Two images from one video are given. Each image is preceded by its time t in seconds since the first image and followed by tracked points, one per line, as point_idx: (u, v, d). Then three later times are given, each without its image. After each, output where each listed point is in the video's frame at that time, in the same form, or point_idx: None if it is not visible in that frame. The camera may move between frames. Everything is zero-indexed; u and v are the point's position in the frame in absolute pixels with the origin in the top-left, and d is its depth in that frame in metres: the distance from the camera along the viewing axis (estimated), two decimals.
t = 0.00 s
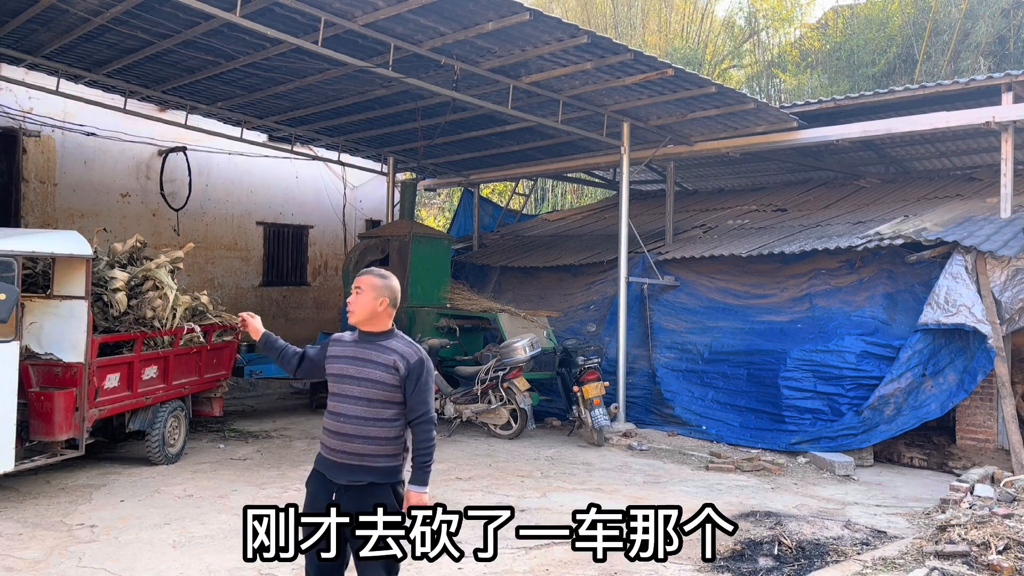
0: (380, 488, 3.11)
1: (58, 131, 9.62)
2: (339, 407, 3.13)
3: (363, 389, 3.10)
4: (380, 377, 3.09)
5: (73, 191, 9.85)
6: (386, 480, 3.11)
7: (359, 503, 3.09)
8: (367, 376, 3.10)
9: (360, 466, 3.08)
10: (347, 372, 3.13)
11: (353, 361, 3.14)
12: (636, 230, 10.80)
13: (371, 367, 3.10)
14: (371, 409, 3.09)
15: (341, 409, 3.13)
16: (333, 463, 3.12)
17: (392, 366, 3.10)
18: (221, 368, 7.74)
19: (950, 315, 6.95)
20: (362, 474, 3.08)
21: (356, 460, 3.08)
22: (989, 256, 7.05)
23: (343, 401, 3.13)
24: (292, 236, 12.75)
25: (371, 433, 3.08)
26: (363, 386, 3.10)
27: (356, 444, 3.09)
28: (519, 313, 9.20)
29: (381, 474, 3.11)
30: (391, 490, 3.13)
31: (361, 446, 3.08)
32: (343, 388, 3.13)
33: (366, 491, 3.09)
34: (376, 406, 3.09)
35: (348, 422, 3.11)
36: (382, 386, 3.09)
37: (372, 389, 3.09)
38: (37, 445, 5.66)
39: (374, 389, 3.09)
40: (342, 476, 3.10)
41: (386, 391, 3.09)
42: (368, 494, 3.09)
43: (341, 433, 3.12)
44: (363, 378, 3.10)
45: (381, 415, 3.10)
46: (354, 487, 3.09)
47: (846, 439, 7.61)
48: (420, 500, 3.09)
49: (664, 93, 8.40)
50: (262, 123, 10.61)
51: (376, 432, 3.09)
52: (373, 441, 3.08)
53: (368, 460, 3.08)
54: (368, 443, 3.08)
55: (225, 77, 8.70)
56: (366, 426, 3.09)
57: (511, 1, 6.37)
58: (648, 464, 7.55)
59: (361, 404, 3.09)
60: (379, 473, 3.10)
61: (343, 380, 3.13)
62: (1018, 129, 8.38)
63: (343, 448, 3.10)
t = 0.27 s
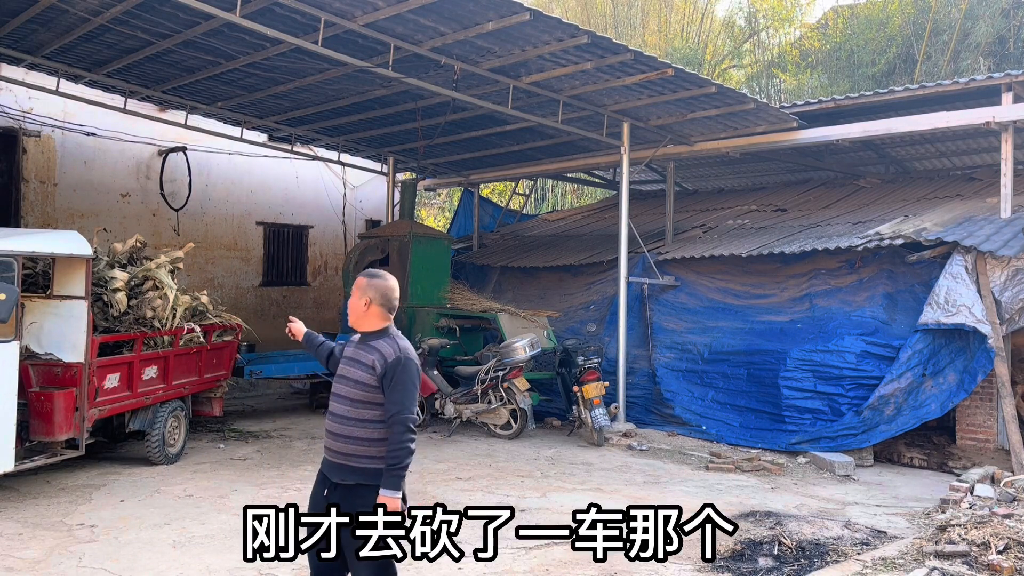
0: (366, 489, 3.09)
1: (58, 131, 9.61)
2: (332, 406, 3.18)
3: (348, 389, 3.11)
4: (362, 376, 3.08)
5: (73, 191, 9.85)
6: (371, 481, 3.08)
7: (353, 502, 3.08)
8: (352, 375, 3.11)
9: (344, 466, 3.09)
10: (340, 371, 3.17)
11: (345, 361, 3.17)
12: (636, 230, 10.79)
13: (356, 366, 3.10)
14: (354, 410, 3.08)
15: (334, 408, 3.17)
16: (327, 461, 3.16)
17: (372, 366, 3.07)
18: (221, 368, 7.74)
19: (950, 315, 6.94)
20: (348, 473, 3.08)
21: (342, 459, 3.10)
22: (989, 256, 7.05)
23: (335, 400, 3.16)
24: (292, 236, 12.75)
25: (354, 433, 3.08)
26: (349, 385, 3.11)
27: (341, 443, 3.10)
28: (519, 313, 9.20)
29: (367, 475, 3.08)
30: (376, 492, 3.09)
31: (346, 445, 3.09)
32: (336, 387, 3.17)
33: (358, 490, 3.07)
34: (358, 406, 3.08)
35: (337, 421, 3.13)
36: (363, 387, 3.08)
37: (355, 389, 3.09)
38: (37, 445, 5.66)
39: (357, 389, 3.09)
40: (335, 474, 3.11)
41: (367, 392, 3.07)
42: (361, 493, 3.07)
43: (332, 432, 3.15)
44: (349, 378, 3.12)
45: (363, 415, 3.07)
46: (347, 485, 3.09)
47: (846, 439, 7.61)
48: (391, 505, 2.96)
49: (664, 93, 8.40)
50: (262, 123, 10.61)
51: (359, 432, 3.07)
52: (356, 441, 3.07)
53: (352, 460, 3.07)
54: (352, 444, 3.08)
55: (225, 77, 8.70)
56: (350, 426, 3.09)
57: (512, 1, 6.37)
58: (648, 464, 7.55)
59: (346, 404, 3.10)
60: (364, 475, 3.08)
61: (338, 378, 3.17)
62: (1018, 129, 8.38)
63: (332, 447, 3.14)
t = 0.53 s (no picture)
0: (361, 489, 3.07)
1: (58, 131, 9.61)
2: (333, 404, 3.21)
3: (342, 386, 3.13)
4: (353, 374, 3.09)
5: (73, 191, 9.85)
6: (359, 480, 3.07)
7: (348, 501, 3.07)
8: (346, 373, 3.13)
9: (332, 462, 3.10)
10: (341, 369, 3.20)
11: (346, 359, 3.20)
12: (636, 230, 10.79)
13: (350, 364, 3.12)
14: (346, 408, 3.10)
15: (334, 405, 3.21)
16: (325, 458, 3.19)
17: (362, 364, 3.08)
18: (221, 368, 7.74)
19: (950, 315, 6.95)
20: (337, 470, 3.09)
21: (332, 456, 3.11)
22: (989, 256, 7.05)
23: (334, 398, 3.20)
24: (292, 235, 12.75)
25: (346, 431, 3.09)
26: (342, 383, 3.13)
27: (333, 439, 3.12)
28: (519, 313, 9.19)
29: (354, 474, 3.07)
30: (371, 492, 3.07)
31: (337, 443, 3.11)
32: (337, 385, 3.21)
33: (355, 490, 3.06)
34: (349, 404, 3.09)
35: (332, 417, 3.16)
36: (355, 385, 3.08)
37: (349, 388, 3.10)
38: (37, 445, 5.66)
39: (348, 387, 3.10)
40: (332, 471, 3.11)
41: (358, 390, 3.08)
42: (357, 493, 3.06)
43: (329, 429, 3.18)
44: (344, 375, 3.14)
45: (354, 413, 3.08)
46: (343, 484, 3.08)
47: (846, 439, 7.61)
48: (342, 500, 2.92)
49: (664, 93, 8.40)
50: (261, 123, 10.61)
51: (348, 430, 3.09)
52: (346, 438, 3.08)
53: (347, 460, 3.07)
54: (347, 443, 3.08)
55: (225, 77, 8.70)
56: (341, 422, 3.10)
57: (512, 1, 6.37)
58: (648, 464, 7.54)
59: (339, 402, 3.12)
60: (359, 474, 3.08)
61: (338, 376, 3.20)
62: (1018, 129, 8.38)
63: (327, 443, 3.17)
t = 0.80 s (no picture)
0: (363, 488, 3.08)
1: (58, 131, 9.61)
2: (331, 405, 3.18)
3: (345, 386, 3.12)
4: (359, 374, 3.09)
5: (73, 191, 9.85)
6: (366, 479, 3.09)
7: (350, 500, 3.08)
8: (349, 373, 3.11)
9: (339, 463, 3.10)
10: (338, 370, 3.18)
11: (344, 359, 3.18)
12: (636, 230, 10.79)
13: (354, 364, 3.11)
14: (351, 407, 3.09)
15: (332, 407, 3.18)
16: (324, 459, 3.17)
17: (369, 364, 3.08)
18: (221, 368, 7.74)
19: (950, 315, 6.95)
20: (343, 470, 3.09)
21: (337, 457, 3.11)
22: (989, 256, 7.05)
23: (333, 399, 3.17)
24: (292, 235, 12.75)
25: (352, 430, 3.09)
26: (346, 383, 3.12)
27: (338, 440, 3.11)
28: (519, 314, 9.19)
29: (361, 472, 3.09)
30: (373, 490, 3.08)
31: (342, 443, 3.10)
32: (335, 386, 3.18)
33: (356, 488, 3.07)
34: (355, 404, 3.09)
35: (334, 418, 3.14)
36: (360, 384, 3.08)
37: (352, 387, 3.10)
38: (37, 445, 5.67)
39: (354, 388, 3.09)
40: (332, 471, 3.11)
41: (364, 390, 3.08)
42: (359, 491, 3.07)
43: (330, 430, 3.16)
44: (346, 375, 3.12)
45: (360, 412, 3.09)
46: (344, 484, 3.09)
47: (846, 439, 7.61)
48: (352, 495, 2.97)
49: (664, 93, 8.40)
50: (262, 123, 10.61)
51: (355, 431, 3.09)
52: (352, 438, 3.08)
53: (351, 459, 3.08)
54: (351, 442, 3.08)
55: (225, 77, 8.70)
56: (347, 423, 3.10)
57: (512, 1, 6.37)
58: (648, 464, 7.54)
59: (343, 402, 3.11)
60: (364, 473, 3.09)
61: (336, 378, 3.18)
62: (1018, 129, 8.38)
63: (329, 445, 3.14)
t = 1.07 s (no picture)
0: (369, 488, 3.11)
1: (58, 131, 9.61)
2: (335, 409, 3.16)
3: (355, 388, 3.12)
4: (371, 375, 3.10)
5: (73, 191, 9.85)
6: (379, 479, 3.11)
7: (354, 501, 3.09)
8: (359, 375, 3.12)
9: (351, 465, 3.09)
10: (342, 372, 3.16)
11: (348, 362, 3.17)
12: (636, 230, 10.79)
13: (363, 365, 3.12)
14: (363, 408, 3.10)
15: (336, 410, 3.16)
16: (328, 463, 3.14)
17: (380, 364, 3.10)
18: (221, 368, 7.74)
19: (950, 315, 6.94)
20: (354, 472, 3.09)
21: (349, 458, 3.10)
22: (989, 256, 7.05)
23: (338, 402, 3.15)
24: (292, 235, 12.75)
25: (364, 431, 3.09)
26: (355, 385, 3.12)
27: (349, 442, 3.10)
28: (519, 313, 9.19)
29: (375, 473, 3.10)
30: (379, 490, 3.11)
31: (354, 445, 3.09)
32: (339, 389, 3.16)
33: (360, 489, 3.09)
34: (366, 404, 3.10)
35: (342, 420, 3.13)
36: (371, 385, 3.10)
37: (362, 388, 3.10)
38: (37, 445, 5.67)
39: (365, 388, 3.10)
40: (336, 473, 3.11)
41: (376, 390, 3.09)
42: (363, 492, 3.09)
43: (336, 433, 3.14)
44: (355, 377, 3.12)
45: (371, 413, 3.10)
46: (348, 485, 3.09)
47: (846, 439, 7.61)
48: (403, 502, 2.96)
49: (664, 93, 8.40)
50: (262, 123, 10.61)
51: (368, 431, 3.09)
52: (366, 439, 3.09)
53: (361, 459, 3.09)
54: (361, 442, 3.09)
55: (225, 77, 8.70)
56: (359, 424, 3.10)
57: (512, 1, 6.37)
58: (648, 464, 7.54)
59: (354, 404, 3.11)
60: (373, 472, 3.10)
61: (340, 380, 3.16)
62: (1018, 129, 8.38)
63: (337, 447, 3.12)
